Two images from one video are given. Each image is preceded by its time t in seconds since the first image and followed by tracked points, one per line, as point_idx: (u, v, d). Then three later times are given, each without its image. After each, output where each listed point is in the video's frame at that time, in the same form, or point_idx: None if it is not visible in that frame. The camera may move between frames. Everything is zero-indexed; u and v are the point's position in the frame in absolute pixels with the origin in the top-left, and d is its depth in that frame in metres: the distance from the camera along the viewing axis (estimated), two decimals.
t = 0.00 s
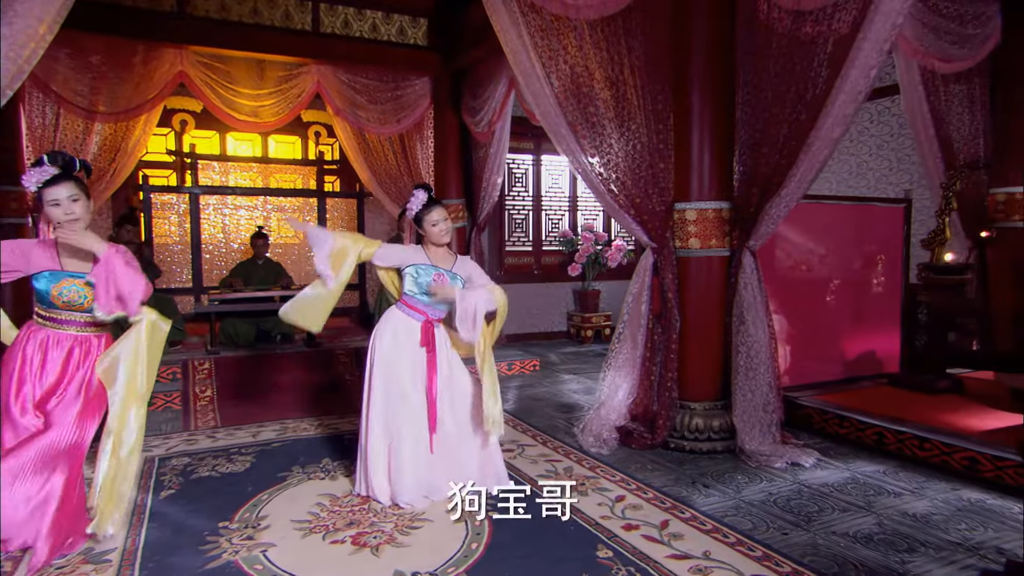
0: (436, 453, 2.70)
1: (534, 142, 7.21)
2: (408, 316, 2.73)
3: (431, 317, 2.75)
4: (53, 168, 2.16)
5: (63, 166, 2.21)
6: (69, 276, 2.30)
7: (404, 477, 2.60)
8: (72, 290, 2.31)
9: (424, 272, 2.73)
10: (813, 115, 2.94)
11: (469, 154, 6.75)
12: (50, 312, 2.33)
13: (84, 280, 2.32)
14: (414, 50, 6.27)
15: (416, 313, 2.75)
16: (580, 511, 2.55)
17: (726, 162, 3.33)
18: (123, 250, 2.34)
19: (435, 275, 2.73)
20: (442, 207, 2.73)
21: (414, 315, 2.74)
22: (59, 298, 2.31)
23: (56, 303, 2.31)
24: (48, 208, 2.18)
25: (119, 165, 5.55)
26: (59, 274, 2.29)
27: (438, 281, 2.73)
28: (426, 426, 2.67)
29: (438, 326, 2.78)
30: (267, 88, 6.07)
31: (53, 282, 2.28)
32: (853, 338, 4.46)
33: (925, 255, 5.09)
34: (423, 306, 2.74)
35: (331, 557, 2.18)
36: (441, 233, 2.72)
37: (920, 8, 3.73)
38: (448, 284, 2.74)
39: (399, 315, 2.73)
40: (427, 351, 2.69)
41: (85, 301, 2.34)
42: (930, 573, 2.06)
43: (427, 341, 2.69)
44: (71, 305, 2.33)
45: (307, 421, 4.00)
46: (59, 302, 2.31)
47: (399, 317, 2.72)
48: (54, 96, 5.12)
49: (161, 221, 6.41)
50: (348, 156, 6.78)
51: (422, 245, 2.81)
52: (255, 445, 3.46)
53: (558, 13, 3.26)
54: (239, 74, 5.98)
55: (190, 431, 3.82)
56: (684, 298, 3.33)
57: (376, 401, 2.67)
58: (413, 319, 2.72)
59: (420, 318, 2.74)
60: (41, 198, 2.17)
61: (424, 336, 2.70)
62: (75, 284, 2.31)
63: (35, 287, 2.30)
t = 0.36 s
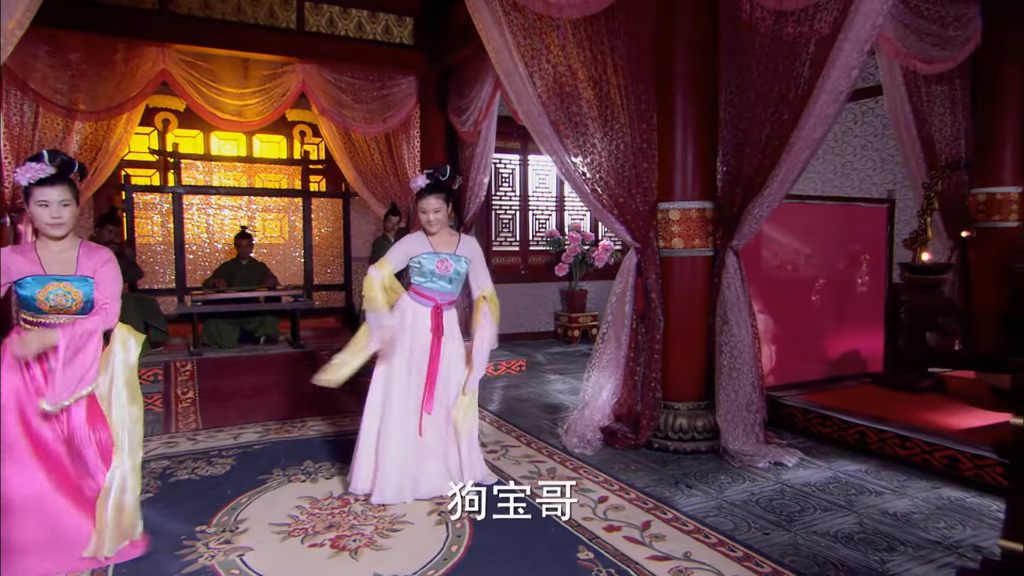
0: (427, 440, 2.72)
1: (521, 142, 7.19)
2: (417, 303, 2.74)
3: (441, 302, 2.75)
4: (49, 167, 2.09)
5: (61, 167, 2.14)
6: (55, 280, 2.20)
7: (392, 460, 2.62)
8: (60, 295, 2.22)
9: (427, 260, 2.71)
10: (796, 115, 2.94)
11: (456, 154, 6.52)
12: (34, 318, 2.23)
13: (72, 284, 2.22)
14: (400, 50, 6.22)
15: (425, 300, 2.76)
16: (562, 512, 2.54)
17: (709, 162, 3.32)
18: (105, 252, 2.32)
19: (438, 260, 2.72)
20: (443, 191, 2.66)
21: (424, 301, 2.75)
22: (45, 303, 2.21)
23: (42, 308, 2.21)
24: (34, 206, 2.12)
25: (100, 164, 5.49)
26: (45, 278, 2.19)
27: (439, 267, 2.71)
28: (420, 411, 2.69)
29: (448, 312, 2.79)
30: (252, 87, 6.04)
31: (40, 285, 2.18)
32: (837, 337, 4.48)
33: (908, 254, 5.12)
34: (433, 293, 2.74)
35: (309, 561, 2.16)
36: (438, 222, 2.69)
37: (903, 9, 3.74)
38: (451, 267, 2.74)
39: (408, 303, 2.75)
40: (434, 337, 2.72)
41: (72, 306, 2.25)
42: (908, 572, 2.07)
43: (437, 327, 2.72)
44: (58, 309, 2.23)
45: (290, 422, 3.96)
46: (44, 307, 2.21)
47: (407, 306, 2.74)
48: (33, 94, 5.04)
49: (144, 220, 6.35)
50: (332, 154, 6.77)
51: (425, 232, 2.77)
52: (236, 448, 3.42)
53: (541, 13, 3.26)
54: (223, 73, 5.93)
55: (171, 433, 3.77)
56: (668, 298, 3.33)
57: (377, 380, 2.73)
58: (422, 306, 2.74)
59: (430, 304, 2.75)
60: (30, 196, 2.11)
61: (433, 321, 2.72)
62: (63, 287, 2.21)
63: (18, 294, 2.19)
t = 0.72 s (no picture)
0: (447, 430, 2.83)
1: (508, 142, 7.18)
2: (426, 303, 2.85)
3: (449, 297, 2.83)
4: (58, 141, 2.08)
5: (72, 143, 2.12)
6: (68, 249, 2.16)
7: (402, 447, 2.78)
8: (76, 263, 2.17)
9: (428, 253, 2.77)
10: (777, 115, 2.94)
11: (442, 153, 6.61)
12: (66, 290, 2.23)
13: (84, 250, 2.17)
14: (385, 49, 6.21)
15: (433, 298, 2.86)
16: (544, 514, 2.53)
17: (693, 162, 3.31)
18: (119, 220, 2.25)
19: (439, 254, 2.78)
20: (435, 182, 2.76)
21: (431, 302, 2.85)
22: (64, 273, 2.18)
23: (65, 280, 2.19)
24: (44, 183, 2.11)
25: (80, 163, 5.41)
26: (58, 250, 2.16)
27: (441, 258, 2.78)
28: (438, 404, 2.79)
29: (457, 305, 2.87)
30: (236, 85, 5.99)
31: (54, 258, 2.15)
32: (822, 337, 4.49)
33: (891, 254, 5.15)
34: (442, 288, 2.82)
35: (286, 565, 2.13)
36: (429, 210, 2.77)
37: (886, 10, 3.75)
38: (452, 259, 2.80)
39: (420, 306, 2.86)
40: (446, 332, 2.79)
41: (93, 272, 2.21)
42: (887, 571, 2.07)
43: (447, 322, 2.79)
44: (79, 278, 2.20)
45: (273, 424, 3.92)
46: (66, 278, 2.18)
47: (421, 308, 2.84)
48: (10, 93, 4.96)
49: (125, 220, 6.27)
50: (319, 155, 6.72)
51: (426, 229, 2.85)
52: (216, 451, 3.38)
53: (523, 12, 3.25)
54: (206, 71, 5.90)
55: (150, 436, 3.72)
56: (652, 298, 3.32)
57: (396, 376, 2.86)
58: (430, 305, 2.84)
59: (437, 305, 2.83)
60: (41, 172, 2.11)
61: (442, 318, 2.80)
62: (77, 256, 2.17)
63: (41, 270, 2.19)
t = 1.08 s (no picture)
0: (463, 441, 2.83)
1: (494, 141, 7.16)
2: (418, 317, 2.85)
3: (439, 310, 2.86)
4: (64, 156, 2.20)
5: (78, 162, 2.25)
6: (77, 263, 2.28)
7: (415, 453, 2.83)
8: (87, 274, 2.29)
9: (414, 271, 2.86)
10: (758, 114, 2.94)
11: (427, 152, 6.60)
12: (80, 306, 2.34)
13: (96, 261, 2.30)
14: (371, 48, 6.16)
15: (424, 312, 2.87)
16: (524, 516, 2.51)
17: (675, 161, 3.30)
18: (127, 227, 2.41)
19: (426, 270, 2.86)
20: (420, 193, 2.84)
21: (421, 315, 2.86)
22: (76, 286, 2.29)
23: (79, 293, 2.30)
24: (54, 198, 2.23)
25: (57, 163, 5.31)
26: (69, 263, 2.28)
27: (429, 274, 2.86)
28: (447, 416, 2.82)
29: (449, 318, 2.88)
30: (218, 84, 5.93)
31: (65, 272, 2.26)
32: (806, 336, 4.50)
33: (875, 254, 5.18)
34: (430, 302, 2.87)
35: (261, 569, 2.10)
36: (410, 219, 2.82)
37: (868, 10, 3.77)
38: (440, 274, 2.88)
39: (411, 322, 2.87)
40: (440, 344, 2.82)
41: (103, 281, 2.33)
42: (867, 571, 2.07)
43: (438, 334, 2.81)
44: (91, 289, 2.31)
45: (254, 426, 3.88)
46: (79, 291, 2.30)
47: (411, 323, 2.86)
48: None
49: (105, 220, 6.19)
50: (303, 154, 6.66)
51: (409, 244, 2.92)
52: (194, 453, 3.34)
53: (504, 10, 3.24)
54: (189, 70, 5.83)
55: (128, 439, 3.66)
56: (635, 298, 3.31)
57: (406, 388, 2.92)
58: (421, 318, 2.85)
59: (427, 317, 2.85)
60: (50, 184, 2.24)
61: (433, 331, 2.82)
62: (89, 266, 2.29)
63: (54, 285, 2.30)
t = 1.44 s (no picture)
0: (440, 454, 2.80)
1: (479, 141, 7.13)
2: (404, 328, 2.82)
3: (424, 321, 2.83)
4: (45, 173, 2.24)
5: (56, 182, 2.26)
6: (58, 283, 2.21)
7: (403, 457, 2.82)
8: (71, 293, 2.23)
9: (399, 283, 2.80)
10: (740, 114, 2.93)
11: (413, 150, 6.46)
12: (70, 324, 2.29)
13: (77, 279, 2.23)
14: (355, 47, 6.09)
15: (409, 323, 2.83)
16: (505, 518, 2.49)
17: (658, 161, 3.29)
18: (99, 239, 2.34)
19: (411, 283, 2.81)
20: (395, 204, 2.83)
21: (407, 327, 2.82)
22: (60, 306, 2.23)
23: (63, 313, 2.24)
24: (23, 215, 2.17)
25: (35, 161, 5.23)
26: (49, 284, 2.20)
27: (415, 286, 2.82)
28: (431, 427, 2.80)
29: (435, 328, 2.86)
30: (200, 82, 5.88)
31: (47, 294, 2.20)
32: (789, 335, 4.52)
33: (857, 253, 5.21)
34: (415, 314, 2.83)
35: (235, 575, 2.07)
36: (390, 231, 2.80)
37: (850, 11, 3.77)
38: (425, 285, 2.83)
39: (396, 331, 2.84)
40: (426, 355, 2.79)
41: (87, 298, 2.26)
42: (845, 570, 2.06)
43: (425, 345, 2.79)
44: (76, 308, 2.26)
45: (234, 428, 3.84)
46: (65, 311, 2.24)
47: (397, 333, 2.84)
48: None
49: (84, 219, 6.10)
50: (286, 151, 6.64)
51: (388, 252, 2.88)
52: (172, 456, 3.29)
53: (486, 8, 3.21)
54: (170, 67, 5.76)
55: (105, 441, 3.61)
56: (617, 298, 3.30)
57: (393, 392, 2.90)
58: (407, 329, 2.82)
59: (414, 327, 2.82)
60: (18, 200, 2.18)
61: (421, 341, 2.80)
62: (71, 285, 2.22)
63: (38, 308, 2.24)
